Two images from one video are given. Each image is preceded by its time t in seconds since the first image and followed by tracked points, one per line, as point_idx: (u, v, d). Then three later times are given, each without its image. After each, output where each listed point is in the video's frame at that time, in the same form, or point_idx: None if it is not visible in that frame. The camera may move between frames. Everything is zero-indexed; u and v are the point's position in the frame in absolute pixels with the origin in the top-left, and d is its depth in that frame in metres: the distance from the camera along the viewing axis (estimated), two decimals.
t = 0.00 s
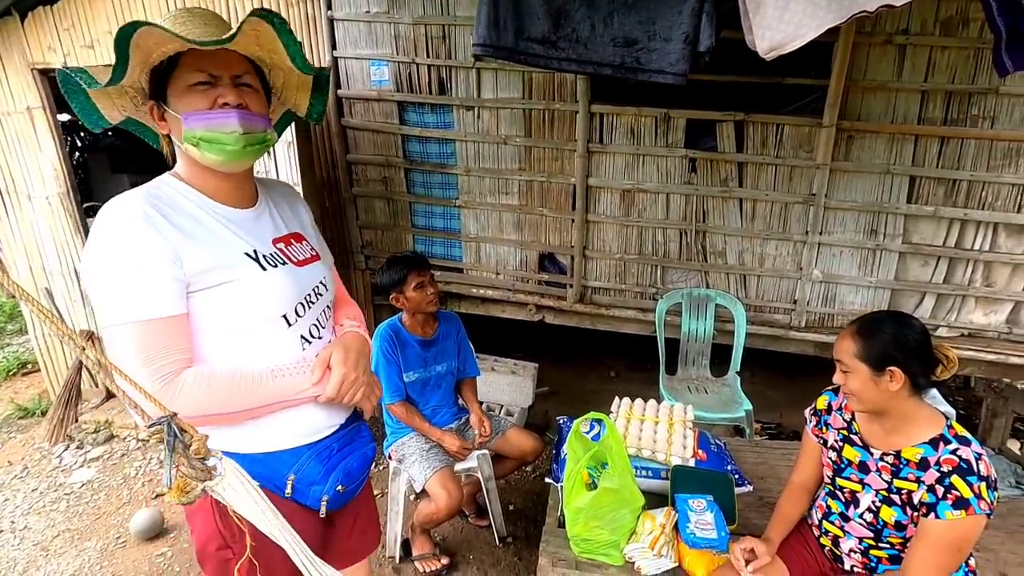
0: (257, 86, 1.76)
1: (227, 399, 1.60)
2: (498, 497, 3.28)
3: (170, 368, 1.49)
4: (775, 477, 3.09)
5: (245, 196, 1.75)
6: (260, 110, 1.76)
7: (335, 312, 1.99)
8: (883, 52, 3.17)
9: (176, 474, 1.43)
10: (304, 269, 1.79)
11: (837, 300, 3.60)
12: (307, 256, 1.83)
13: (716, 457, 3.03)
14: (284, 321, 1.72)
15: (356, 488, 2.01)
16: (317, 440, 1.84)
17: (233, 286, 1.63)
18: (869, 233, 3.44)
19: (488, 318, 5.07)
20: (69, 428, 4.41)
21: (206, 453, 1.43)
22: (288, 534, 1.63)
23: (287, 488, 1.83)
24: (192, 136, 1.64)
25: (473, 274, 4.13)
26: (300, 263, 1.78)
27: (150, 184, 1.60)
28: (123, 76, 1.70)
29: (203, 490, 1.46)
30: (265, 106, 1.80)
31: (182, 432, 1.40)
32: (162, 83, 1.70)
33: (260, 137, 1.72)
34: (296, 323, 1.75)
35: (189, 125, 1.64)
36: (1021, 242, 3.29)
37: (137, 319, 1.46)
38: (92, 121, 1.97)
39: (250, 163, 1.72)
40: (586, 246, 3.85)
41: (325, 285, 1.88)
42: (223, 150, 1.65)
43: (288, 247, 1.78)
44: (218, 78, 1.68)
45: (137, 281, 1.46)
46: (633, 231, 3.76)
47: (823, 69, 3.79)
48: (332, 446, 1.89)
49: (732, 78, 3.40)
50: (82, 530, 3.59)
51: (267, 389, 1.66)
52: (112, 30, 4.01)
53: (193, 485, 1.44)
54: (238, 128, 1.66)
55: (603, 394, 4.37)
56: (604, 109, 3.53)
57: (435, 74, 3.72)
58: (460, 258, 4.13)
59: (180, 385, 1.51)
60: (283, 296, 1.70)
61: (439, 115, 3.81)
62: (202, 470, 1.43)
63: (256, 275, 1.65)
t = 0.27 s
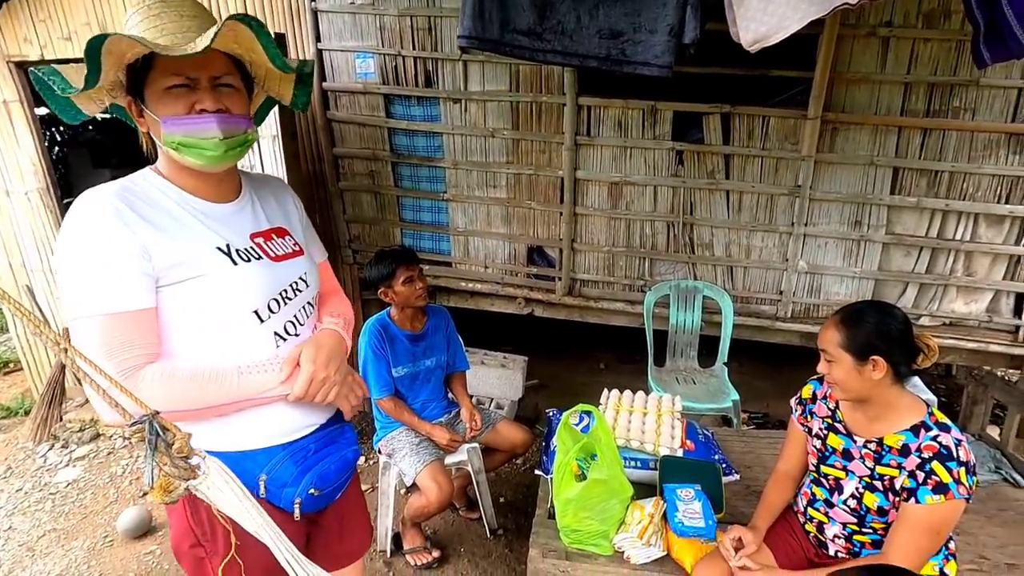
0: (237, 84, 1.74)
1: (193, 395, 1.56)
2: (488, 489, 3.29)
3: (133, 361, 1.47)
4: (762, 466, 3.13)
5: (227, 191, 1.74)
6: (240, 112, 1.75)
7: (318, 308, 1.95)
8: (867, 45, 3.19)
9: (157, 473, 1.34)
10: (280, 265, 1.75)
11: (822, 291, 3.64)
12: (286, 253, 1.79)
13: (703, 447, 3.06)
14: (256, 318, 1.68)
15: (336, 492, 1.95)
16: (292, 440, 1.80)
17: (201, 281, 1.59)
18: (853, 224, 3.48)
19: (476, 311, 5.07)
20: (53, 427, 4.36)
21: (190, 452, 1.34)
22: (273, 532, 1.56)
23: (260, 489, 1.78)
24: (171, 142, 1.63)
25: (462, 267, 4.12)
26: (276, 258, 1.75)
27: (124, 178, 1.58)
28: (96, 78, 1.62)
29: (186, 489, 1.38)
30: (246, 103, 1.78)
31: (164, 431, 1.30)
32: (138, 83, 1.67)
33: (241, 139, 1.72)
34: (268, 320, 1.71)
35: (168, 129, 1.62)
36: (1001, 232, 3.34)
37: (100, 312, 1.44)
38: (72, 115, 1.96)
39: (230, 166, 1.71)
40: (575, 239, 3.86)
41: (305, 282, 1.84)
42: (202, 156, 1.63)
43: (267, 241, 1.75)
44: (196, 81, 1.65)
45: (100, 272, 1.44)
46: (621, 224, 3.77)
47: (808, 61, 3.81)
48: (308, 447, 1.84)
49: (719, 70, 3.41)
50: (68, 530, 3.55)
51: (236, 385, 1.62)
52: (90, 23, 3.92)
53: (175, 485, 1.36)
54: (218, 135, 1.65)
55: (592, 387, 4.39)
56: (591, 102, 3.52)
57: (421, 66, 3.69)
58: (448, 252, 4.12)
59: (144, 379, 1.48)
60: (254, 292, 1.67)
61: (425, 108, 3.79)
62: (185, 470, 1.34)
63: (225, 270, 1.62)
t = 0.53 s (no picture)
0: (213, 67, 1.68)
1: (157, 388, 1.53)
2: (480, 479, 3.30)
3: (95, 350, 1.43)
4: (752, 456, 3.16)
5: (203, 181, 1.71)
6: (217, 94, 1.70)
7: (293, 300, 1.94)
8: (860, 37, 3.19)
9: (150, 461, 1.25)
10: (253, 260, 1.73)
11: (813, 283, 3.67)
12: (261, 248, 1.77)
13: (694, 437, 3.08)
14: (222, 313, 1.65)
15: (304, 490, 1.90)
16: (258, 436, 1.80)
17: (167, 273, 1.57)
18: (844, 216, 3.50)
19: (469, 302, 5.06)
20: (42, 417, 4.33)
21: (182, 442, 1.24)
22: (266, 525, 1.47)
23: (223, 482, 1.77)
24: (138, 123, 1.60)
25: (454, 258, 4.11)
26: (248, 253, 1.73)
27: (97, 164, 1.56)
28: (62, 60, 1.65)
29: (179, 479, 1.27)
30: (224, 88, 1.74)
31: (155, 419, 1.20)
32: (111, 64, 1.63)
33: (213, 122, 1.67)
34: (234, 316, 1.68)
35: (138, 110, 1.59)
36: (989, 225, 3.37)
37: (61, 300, 1.41)
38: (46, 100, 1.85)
39: (203, 149, 1.67)
40: (568, 230, 3.86)
41: (279, 279, 1.81)
42: (170, 137, 1.60)
43: (241, 236, 1.73)
44: (168, 62, 1.61)
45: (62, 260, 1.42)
46: (614, 216, 3.77)
47: (801, 53, 3.81)
48: (273, 443, 1.82)
49: (713, 62, 3.41)
50: (59, 521, 3.54)
51: (200, 379, 1.59)
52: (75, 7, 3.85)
53: (167, 475, 1.26)
54: (187, 115, 1.60)
55: (584, 377, 4.41)
56: (585, 92, 3.51)
57: (414, 55, 3.65)
58: (441, 242, 4.11)
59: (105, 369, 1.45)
60: (221, 286, 1.65)
61: (418, 97, 3.76)
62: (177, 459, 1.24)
63: (192, 263, 1.60)
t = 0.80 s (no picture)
0: (225, 84, 1.70)
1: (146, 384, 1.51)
2: (482, 485, 3.30)
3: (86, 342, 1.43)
4: (755, 467, 3.15)
5: (197, 184, 1.73)
6: (223, 113, 1.71)
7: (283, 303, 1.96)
8: (868, 50, 3.20)
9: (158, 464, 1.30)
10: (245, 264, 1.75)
11: (819, 294, 3.66)
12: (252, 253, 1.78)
13: (697, 447, 3.08)
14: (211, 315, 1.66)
15: (289, 493, 1.94)
16: (244, 439, 1.81)
17: (159, 272, 1.58)
18: (851, 228, 3.50)
19: (473, 307, 5.08)
20: (48, 416, 4.36)
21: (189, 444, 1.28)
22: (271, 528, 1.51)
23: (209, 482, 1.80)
24: (143, 131, 1.61)
25: (460, 264, 4.13)
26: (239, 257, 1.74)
27: (95, 163, 1.59)
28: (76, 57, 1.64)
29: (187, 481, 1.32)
30: (232, 105, 1.74)
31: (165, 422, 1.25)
32: (124, 65, 1.65)
33: (217, 141, 1.68)
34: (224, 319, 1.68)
35: (142, 118, 1.61)
36: (996, 239, 3.36)
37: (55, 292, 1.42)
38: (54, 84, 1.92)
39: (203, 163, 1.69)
40: (573, 237, 3.87)
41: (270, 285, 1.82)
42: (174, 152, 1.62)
43: (234, 239, 1.75)
44: (180, 75, 1.62)
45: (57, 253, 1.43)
46: (619, 224, 3.78)
47: (809, 65, 3.82)
48: (260, 446, 1.84)
49: (721, 72, 3.42)
50: (63, 519, 3.56)
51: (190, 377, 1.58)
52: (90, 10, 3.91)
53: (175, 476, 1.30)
54: (189, 131, 1.61)
55: (587, 385, 4.41)
56: (593, 101, 3.53)
57: (423, 61, 3.68)
58: (447, 248, 4.13)
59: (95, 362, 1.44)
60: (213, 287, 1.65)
61: (427, 104, 3.78)
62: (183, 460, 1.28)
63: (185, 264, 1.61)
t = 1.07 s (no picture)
0: (254, 94, 1.76)
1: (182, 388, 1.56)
2: (499, 493, 3.30)
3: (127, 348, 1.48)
4: (775, 478, 3.11)
5: (227, 194, 1.76)
6: (254, 121, 1.75)
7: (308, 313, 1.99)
8: (890, 57, 3.17)
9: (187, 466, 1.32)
10: (274, 272, 1.79)
11: (840, 303, 3.61)
12: (281, 260, 1.82)
13: (716, 458, 3.04)
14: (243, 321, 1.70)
15: (312, 494, 1.99)
16: (270, 441, 1.84)
17: (193, 280, 1.62)
18: (873, 237, 3.45)
19: (491, 316, 5.10)
20: (76, 420, 4.46)
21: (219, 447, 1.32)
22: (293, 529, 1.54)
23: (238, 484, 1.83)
24: (181, 142, 1.64)
25: (478, 272, 4.15)
26: (269, 265, 1.78)
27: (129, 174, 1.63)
28: (116, 74, 1.73)
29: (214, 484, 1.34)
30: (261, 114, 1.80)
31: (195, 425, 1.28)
32: (159, 81, 1.70)
33: (249, 147, 1.71)
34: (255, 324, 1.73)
35: (179, 128, 1.64)
36: None
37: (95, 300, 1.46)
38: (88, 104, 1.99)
39: (237, 170, 1.71)
40: (590, 246, 3.87)
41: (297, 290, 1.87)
42: (211, 158, 1.64)
43: (263, 248, 1.79)
44: (214, 84, 1.69)
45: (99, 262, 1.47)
46: (637, 232, 3.78)
47: (828, 72, 3.80)
48: (285, 448, 1.88)
49: (740, 80, 3.41)
50: (89, 521, 3.63)
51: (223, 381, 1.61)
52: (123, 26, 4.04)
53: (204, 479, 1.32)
54: (225, 139, 1.65)
55: (604, 394, 4.39)
56: (610, 110, 3.54)
57: (442, 73, 3.73)
58: (465, 256, 4.16)
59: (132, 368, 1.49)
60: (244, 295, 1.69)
61: (445, 114, 3.83)
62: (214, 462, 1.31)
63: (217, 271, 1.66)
